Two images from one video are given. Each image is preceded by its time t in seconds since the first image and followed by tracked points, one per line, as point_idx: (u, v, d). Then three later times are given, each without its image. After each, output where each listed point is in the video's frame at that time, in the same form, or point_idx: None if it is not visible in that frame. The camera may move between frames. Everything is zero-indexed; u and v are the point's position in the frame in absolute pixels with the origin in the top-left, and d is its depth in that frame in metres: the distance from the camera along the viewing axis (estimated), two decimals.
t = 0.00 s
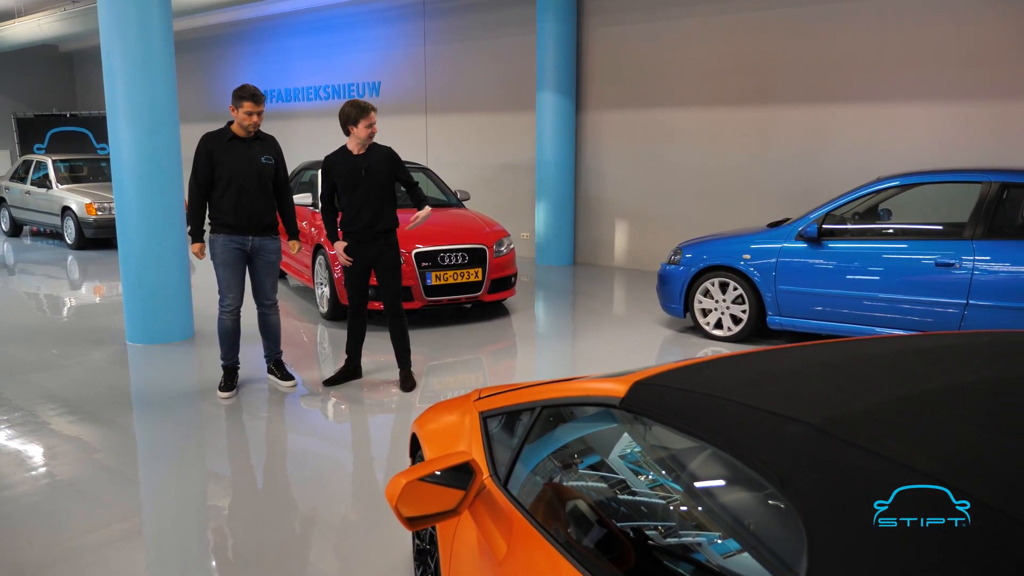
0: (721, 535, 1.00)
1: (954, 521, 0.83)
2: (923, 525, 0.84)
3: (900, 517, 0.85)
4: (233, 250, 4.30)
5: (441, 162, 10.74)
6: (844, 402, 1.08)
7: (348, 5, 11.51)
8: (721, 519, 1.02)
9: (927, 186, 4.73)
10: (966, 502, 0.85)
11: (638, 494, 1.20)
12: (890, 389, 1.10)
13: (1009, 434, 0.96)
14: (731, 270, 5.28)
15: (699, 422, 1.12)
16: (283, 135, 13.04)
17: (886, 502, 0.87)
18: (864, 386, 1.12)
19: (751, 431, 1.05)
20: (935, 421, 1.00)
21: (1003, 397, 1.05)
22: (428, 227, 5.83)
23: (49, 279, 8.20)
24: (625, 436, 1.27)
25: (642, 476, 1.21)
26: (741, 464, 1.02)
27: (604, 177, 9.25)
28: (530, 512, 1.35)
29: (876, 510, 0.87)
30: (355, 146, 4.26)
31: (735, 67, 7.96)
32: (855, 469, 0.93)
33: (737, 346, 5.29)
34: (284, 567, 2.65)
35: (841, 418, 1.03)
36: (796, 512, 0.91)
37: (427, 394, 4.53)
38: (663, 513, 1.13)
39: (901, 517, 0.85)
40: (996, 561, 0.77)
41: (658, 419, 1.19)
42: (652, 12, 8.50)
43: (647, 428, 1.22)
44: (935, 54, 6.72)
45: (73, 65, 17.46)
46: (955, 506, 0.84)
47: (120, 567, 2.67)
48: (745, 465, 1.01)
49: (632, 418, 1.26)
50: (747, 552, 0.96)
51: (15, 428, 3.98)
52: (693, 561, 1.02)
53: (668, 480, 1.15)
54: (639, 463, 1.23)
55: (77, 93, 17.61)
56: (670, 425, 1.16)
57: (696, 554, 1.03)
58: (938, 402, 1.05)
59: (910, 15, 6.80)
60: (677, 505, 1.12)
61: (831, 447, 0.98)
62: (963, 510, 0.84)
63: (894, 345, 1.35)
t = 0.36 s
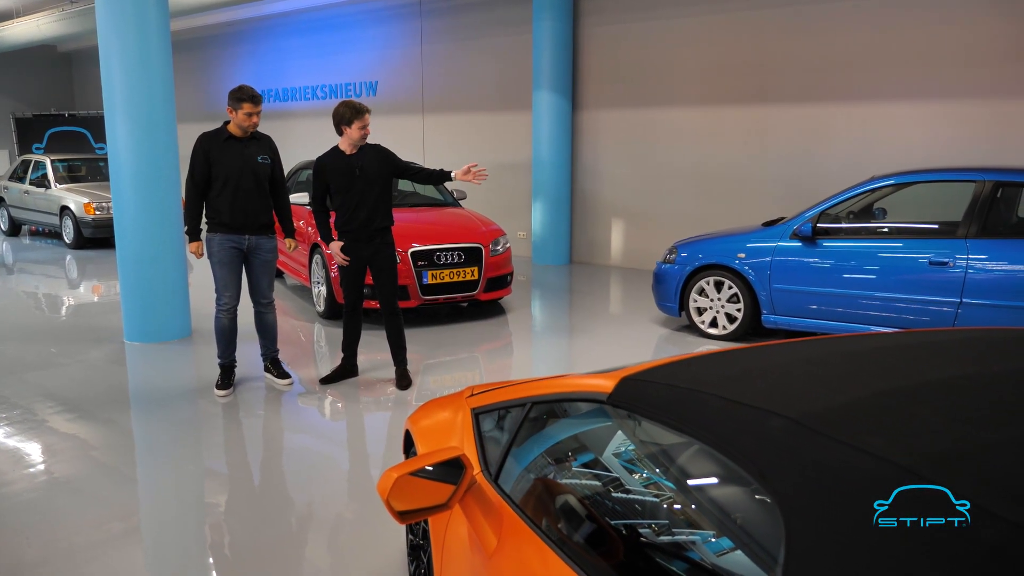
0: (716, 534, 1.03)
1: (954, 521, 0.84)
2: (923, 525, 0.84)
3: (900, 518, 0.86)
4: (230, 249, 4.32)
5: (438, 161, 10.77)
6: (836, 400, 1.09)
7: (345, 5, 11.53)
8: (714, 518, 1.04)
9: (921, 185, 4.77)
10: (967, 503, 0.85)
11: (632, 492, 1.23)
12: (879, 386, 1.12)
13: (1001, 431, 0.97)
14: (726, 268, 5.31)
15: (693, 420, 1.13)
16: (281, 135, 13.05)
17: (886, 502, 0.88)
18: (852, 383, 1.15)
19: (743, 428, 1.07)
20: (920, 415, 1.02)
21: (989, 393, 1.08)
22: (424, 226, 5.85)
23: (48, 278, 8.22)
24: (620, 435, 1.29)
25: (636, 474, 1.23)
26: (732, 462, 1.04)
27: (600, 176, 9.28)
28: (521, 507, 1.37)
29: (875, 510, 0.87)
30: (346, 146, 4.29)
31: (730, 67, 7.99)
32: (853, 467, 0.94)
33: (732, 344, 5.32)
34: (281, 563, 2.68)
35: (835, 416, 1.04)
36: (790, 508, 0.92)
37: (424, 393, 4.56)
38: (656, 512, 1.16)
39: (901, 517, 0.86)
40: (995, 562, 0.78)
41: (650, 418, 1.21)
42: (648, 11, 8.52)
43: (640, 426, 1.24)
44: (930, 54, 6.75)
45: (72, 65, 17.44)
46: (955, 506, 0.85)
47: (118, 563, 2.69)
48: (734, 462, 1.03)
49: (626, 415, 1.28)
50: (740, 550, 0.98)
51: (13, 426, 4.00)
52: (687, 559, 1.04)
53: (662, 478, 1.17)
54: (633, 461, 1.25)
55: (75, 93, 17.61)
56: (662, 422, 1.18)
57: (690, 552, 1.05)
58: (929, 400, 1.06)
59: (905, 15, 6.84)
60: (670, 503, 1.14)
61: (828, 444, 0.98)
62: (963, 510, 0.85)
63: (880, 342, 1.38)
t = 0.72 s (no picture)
0: (710, 533, 1.03)
1: (954, 521, 0.83)
2: (923, 525, 0.84)
3: (900, 518, 0.85)
4: (226, 249, 4.33)
5: (435, 160, 10.78)
6: (830, 397, 1.10)
7: (341, 4, 11.54)
8: (706, 515, 1.05)
9: (916, 183, 4.79)
10: (967, 503, 0.85)
11: (627, 491, 1.24)
12: (869, 383, 1.13)
13: (997, 429, 0.97)
14: (721, 267, 5.33)
15: (686, 417, 1.14)
16: (278, 134, 13.06)
17: (886, 502, 0.87)
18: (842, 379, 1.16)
19: (736, 426, 1.07)
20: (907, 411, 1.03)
21: (977, 390, 1.09)
22: (421, 225, 5.87)
23: (46, 277, 8.23)
24: (613, 433, 1.30)
25: (630, 472, 1.25)
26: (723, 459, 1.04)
27: (597, 175, 9.30)
28: (512, 504, 1.39)
29: (875, 510, 0.87)
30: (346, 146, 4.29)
31: (726, 65, 8.01)
32: (850, 465, 0.93)
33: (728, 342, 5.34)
34: (277, 560, 2.70)
35: (831, 415, 1.05)
36: (785, 507, 0.92)
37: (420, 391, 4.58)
38: (651, 511, 1.17)
39: (901, 517, 0.85)
40: (996, 560, 0.77)
41: (640, 415, 1.23)
42: (645, 10, 8.54)
43: (631, 424, 1.25)
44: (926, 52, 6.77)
45: (69, 65, 17.42)
46: (955, 506, 0.84)
47: (115, 560, 2.71)
48: (724, 459, 1.04)
49: (617, 413, 1.29)
50: (733, 548, 0.99)
51: (11, 424, 4.02)
52: (681, 559, 1.06)
53: (655, 477, 1.18)
54: (627, 459, 1.27)
55: (73, 93, 17.59)
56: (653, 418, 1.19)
57: (684, 552, 1.06)
58: (920, 397, 1.07)
59: (901, 14, 6.86)
60: (664, 502, 1.15)
61: (825, 444, 0.98)
62: (963, 510, 0.84)
63: (870, 338, 1.40)
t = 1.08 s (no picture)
0: (704, 532, 1.04)
1: (954, 521, 0.83)
2: (922, 525, 0.84)
3: (900, 518, 0.85)
4: (225, 248, 4.34)
5: (432, 159, 10.79)
6: (825, 396, 1.10)
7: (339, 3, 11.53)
8: (699, 513, 1.06)
9: (913, 182, 4.80)
10: (967, 503, 0.85)
11: (623, 491, 1.25)
12: (861, 382, 1.14)
13: (990, 428, 0.98)
14: (718, 265, 5.35)
15: (681, 416, 1.15)
16: (276, 133, 13.06)
17: (886, 502, 0.87)
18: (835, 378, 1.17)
19: (731, 424, 1.08)
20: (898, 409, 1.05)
21: (966, 388, 1.10)
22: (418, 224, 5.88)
23: (44, 276, 8.23)
24: (609, 432, 1.31)
25: (626, 472, 1.26)
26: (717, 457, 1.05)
27: (595, 174, 9.31)
28: (505, 501, 1.41)
29: (876, 510, 0.87)
30: (347, 144, 4.35)
31: (723, 64, 8.03)
32: (848, 464, 0.94)
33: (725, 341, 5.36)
34: (274, 557, 2.72)
35: (828, 414, 1.05)
36: (782, 505, 0.92)
37: (417, 389, 4.59)
38: (647, 510, 1.18)
39: (901, 517, 0.85)
40: (996, 561, 0.77)
41: (632, 413, 1.24)
42: (642, 9, 8.55)
43: (625, 422, 1.27)
44: (923, 51, 6.79)
45: (69, 65, 17.42)
46: (955, 506, 0.85)
47: (112, 558, 2.73)
48: (716, 457, 1.05)
49: (612, 412, 1.30)
50: (727, 547, 0.98)
51: (10, 423, 4.03)
52: (676, 558, 1.06)
53: (651, 476, 1.19)
54: (623, 459, 1.28)
55: (72, 92, 17.58)
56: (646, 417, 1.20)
57: (679, 551, 1.07)
58: (914, 396, 1.08)
59: (898, 13, 6.87)
60: (660, 501, 1.16)
61: (822, 443, 0.99)
62: (963, 510, 0.84)
63: (862, 337, 1.41)
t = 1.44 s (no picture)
0: (699, 531, 1.04)
1: (953, 521, 0.83)
2: (922, 525, 0.84)
3: (900, 517, 0.85)
4: (226, 247, 4.34)
5: (430, 158, 10.79)
6: (822, 395, 1.11)
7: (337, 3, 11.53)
8: (695, 514, 1.06)
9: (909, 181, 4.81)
10: (967, 503, 0.85)
11: (619, 490, 1.25)
12: (858, 380, 1.15)
13: (986, 427, 0.99)
14: (715, 264, 5.35)
15: (677, 415, 1.15)
16: (274, 132, 13.04)
17: (886, 502, 0.87)
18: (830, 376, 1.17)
19: (727, 423, 1.08)
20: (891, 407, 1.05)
21: (958, 387, 1.11)
22: (415, 223, 5.88)
23: (42, 275, 8.22)
24: (605, 431, 1.31)
25: (623, 471, 1.25)
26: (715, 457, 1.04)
27: (593, 173, 9.31)
28: (500, 500, 1.41)
29: (876, 510, 0.87)
30: (350, 141, 4.35)
31: (721, 64, 8.03)
32: (848, 461, 0.94)
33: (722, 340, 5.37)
34: (271, 556, 2.72)
35: (828, 413, 1.05)
36: (780, 505, 0.92)
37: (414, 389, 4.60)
38: (643, 510, 1.18)
39: (901, 517, 0.85)
40: (997, 561, 0.77)
41: (628, 411, 1.24)
42: (640, 9, 8.56)
43: (621, 420, 1.27)
44: (920, 51, 6.81)
45: (66, 63, 17.39)
46: (956, 506, 0.85)
47: (109, 558, 2.73)
48: (710, 456, 1.05)
49: (608, 411, 1.30)
50: (722, 545, 0.98)
51: (7, 422, 4.02)
52: (672, 558, 1.06)
53: (648, 475, 1.19)
54: (619, 458, 1.27)
55: (70, 90, 17.54)
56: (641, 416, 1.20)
57: (675, 550, 1.07)
58: (911, 395, 1.09)
59: (895, 12, 6.89)
60: (656, 501, 1.16)
61: (821, 443, 0.99)
62: (963, 510, 0.84)
63: (857, 335, 1.42)
